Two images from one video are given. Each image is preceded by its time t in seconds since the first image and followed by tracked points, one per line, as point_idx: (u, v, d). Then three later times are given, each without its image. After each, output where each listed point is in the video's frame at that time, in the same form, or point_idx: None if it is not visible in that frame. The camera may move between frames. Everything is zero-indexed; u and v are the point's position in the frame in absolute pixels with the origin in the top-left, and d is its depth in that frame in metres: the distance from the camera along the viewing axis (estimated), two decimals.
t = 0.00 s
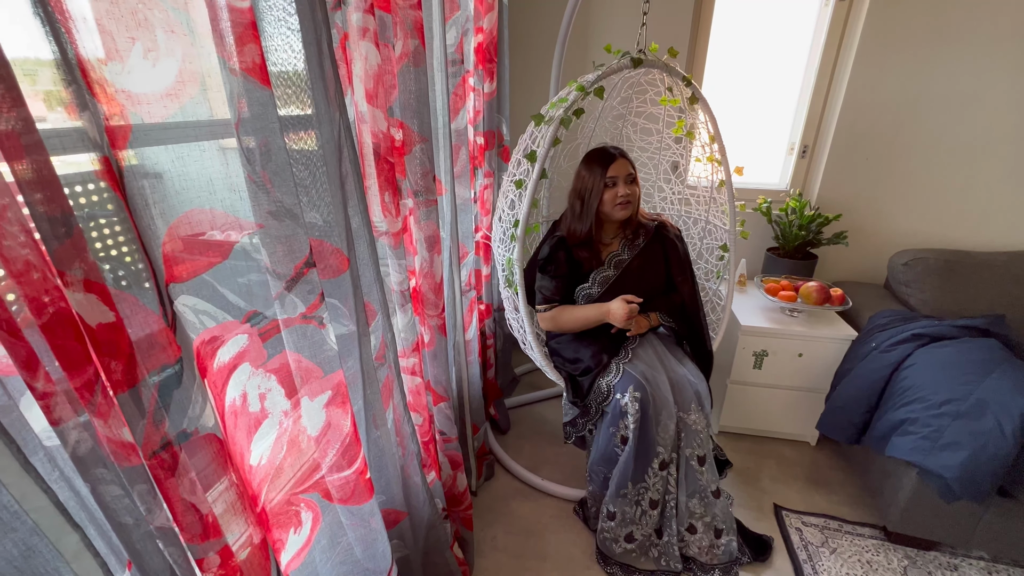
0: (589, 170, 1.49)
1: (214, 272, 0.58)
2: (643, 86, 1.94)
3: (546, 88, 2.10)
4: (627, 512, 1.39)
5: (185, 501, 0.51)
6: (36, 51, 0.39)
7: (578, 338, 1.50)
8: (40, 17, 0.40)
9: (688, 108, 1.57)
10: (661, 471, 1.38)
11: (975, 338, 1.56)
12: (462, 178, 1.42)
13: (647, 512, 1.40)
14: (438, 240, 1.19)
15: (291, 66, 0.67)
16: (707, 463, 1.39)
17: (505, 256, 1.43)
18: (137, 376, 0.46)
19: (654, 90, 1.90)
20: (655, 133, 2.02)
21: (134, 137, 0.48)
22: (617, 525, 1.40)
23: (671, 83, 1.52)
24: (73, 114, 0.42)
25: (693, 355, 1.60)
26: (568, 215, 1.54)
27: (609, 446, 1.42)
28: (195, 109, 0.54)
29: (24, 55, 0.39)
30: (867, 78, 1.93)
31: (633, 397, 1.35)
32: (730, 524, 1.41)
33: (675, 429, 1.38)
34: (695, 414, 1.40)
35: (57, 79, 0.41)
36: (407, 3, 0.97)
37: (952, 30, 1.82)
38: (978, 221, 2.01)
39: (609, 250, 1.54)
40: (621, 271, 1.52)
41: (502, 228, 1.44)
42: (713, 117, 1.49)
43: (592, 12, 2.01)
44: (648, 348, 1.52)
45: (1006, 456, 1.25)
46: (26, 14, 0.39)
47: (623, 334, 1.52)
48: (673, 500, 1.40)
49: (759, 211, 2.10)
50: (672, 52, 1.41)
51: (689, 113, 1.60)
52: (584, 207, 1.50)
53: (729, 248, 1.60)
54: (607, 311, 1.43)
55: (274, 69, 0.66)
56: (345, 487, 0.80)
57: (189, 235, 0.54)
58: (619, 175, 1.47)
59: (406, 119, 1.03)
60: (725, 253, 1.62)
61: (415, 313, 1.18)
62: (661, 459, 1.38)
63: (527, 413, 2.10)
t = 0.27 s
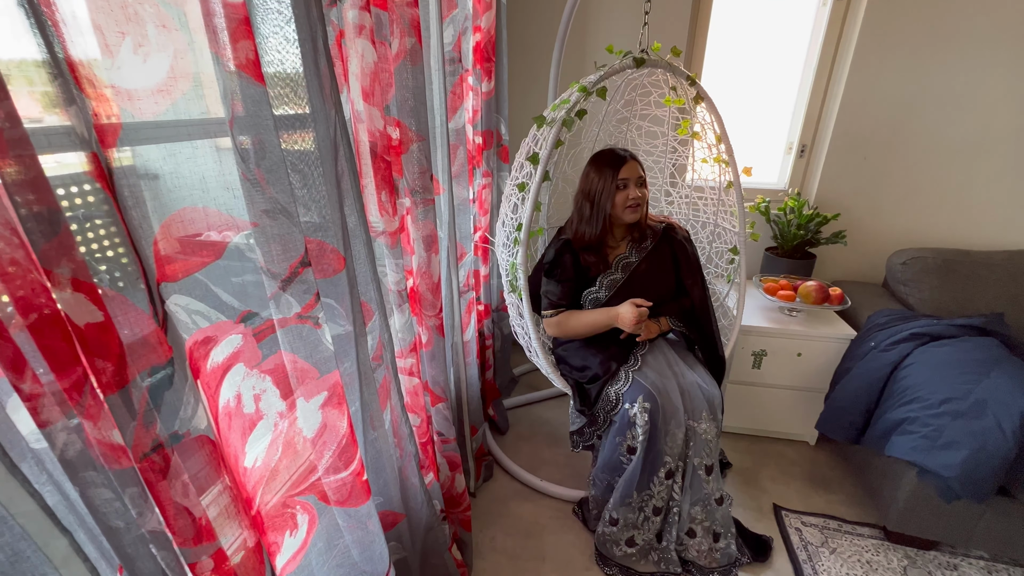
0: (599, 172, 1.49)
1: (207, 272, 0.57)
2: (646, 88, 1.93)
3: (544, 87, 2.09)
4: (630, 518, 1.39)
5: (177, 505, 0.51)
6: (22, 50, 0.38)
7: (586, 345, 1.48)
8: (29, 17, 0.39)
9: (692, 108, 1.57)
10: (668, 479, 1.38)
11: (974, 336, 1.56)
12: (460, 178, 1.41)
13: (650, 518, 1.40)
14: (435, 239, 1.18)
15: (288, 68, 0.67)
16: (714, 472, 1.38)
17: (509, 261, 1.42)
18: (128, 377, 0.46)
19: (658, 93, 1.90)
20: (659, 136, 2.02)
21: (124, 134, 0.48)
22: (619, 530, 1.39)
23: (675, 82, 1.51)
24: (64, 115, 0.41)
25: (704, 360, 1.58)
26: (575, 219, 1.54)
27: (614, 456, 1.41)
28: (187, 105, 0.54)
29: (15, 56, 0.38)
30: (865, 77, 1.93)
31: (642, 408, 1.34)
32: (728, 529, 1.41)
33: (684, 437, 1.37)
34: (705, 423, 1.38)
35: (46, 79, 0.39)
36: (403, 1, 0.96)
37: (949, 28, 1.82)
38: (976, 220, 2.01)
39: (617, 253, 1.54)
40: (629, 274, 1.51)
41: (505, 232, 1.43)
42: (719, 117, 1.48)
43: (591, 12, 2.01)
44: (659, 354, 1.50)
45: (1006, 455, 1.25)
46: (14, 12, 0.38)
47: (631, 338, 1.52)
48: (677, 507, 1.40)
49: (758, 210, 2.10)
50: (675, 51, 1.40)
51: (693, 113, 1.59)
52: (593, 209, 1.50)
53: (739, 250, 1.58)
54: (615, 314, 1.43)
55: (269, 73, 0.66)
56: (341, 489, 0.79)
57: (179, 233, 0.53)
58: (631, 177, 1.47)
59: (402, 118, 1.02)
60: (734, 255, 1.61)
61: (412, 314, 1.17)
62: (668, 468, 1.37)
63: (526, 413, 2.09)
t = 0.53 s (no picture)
0: (605, 175, 1.47)
1: (202, 271, 0.56)
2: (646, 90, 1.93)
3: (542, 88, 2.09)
4: (636, 524, 1.39)
5: (171, 509, 0.50)
6: (14, 54, 0.38)
7: (594, 354, 1.47)
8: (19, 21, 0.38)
9: (695, 108, 1.57)
10: (676, 489, 1.37)
11: (974, 336, 1.55)
12: (458, 178, 1.41)
13: (654, 523, 1.40)
14: (434, 240, 1.17)
15: (285, 70, 0.67)
16: (721, 481, 1.37)
17: (511, 267, 1.41)
18: (120, 379, 0.45)
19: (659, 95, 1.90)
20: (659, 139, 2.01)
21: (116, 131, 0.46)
22: (624, 534, 1.39)
23: (677, 83, 1.51)
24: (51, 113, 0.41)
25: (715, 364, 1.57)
26: (578, 223, 1.53)
27: (622, 466, 1.40)
28: (181, 103, 0.53)
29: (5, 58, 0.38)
30: (864, 77, 1.93)
31: (654, 421, 1.33)
32: (728, 532, 1.39)
33: (694, 448, 1.36)
34: (716, 433, 1.37)
35: (37, 81, 0.39)
36: None
37: (947, 28, 1.82)
38: (974, 220, 2.01)
39: (622, 257, 1.53)
40: (636, 276, 1.50)
41: (508, 237, 1.43)
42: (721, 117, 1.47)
43: (589, 12, 2.01)
44: (668, 362, 1.47)
45: (1008, 455, 1.24)
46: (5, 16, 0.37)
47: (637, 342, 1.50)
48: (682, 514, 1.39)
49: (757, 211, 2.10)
50: (676, 51, 1.39)
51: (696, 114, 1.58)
52: (599, 211, 1.48)
53: (745, 253, 1.57)
54: (621, 318, 1.41)
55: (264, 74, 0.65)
56: (339, 492, 0.78)
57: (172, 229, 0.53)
58: (636, 180, 1.46)
59: (400, 117, 1.01)
60: (740, 258, 1.59)
61: (410, 314, 1.16)
62: (676, 478, 1.36)
63: (525, 415, 2.08)
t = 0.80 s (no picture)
0: (609, 178, 1.45)
1: (200, 273, 0.55)
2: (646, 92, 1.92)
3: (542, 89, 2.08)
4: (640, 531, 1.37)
5: (166, 515, 0.49)
6: (9, 58, 0.37)
7: (597, 361, 1.46)
8: (14, 21, 0.38)
9: (695, 111, 1.55)
10: (680, 495, 1.37)
11: (978, 338, 1.54)
12: (459, 180, 1.40)
13: (658, 529, 1.38)
14: (434, 242, 1.16)
15: (285, 75, 0.66)
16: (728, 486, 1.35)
17: (512, 272, 1.39)
18: (113, 381, 0.44)
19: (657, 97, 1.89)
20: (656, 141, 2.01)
21: (111, 130, 0.45)
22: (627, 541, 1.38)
23: (677, 84, 1.49)
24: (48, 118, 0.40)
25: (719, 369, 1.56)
26: (579, 226, 1.51)
27: (626, 474, 1.39)
28: (177, 101, 0.52)
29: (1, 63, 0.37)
30: (865, 78, 1.92)
31: (659, 430, 1.32)
32: (732, 537, 1.38)
33: (699, 454, 1.35)
34: (722, 439, 1.36)
35: (31, 85, 0.38)
36: None
37: (948, 29, 1.82)
38: (977, 221, 2.00)
39: (625, 261, 1.52)
40: (638, 280, 1.50)
41: (509, 240, 1.42)
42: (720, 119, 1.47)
43: (589, 14, 2.00)
44: (672, 367, 1.47)
45: (1015, 457, 1.23)
46: None
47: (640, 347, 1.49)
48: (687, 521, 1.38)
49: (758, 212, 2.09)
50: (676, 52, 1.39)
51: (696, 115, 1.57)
52: (602, 215, 1.46)
53: (745, 255, 1.56)
54: (626, 322, 1.41)
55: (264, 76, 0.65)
56: (339, 497, 0.77)
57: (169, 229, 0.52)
58: (640, 183, 1.45)
59: (401, 118, 1.01)
60: (740, 261, 1.59)
61: (410, 317, 1.15)
62: (682, 485, 1.35)
63: (526, 418, 2.07)
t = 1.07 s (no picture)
0: (605, 177, 1.44)
1: (191, 273, 0.54)
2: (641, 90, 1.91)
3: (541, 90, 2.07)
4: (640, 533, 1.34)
5: (154, 523, 0.47)
6: None
7: (592, 359, 1.44)
8: None
9: (691, 110, 1.54)
10: (680, 494, 1.34)
11: (982, 338, 1.53)
12: (458, 181, 1.39)
13: (659, 532, 1.36)
14: (433, 242, 1.15)
15: (280, 79, 0.65)
16: (727, 485, 1.35)
17: (508, 271, 1.39)
18: (98, 384, 0.42)
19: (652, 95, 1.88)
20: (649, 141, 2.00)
21: (97, 128, 0.44)
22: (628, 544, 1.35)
23: (672, 84, 1.48)
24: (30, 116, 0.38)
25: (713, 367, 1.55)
26: (574, 225, 1.50)
27: (625, 474, 1.36)
28: (168, 96, 0.50)
29: None
30: (866, 77, 1.91)
31: (657, 426, 1.30)
32: (735, 539, 1.38)
33: (697, 451, 1.34)
34: (719, 436, 1.35)
35: (14, 83, 0.37)
36: None
37: (949, 27, 1.81)
38: (978, 220, 1.99)
39: (621, 260, 1.50)
40: (635, 280, 1.48)
41: (504, 238, 1.41)
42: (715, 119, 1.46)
43: (588, 14, 1.99)
44: (668, 366, 1.45)
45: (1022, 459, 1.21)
46: None
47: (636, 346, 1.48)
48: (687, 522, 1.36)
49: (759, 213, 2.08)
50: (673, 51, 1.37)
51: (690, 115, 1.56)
52: (599, 214, 1.45)
53: (739, 254, 1.56)
54: (623, 322, 1.39)
55: (259, 79, 0.64)
56: (336, 502, 0.75)
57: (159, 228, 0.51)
58: (637, 182, 1.45)
59: (399, 117, 1.00)
60: (734, 259, 1.58)
61: (409, 318, 1.14)
62: (681, 484, 1.33)
63: (526, 421, 2.05)
